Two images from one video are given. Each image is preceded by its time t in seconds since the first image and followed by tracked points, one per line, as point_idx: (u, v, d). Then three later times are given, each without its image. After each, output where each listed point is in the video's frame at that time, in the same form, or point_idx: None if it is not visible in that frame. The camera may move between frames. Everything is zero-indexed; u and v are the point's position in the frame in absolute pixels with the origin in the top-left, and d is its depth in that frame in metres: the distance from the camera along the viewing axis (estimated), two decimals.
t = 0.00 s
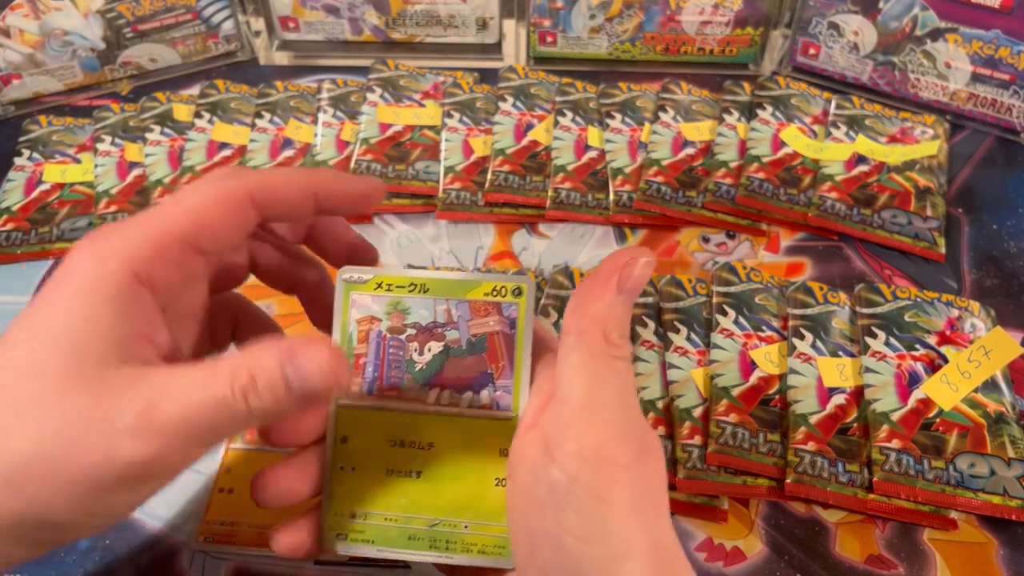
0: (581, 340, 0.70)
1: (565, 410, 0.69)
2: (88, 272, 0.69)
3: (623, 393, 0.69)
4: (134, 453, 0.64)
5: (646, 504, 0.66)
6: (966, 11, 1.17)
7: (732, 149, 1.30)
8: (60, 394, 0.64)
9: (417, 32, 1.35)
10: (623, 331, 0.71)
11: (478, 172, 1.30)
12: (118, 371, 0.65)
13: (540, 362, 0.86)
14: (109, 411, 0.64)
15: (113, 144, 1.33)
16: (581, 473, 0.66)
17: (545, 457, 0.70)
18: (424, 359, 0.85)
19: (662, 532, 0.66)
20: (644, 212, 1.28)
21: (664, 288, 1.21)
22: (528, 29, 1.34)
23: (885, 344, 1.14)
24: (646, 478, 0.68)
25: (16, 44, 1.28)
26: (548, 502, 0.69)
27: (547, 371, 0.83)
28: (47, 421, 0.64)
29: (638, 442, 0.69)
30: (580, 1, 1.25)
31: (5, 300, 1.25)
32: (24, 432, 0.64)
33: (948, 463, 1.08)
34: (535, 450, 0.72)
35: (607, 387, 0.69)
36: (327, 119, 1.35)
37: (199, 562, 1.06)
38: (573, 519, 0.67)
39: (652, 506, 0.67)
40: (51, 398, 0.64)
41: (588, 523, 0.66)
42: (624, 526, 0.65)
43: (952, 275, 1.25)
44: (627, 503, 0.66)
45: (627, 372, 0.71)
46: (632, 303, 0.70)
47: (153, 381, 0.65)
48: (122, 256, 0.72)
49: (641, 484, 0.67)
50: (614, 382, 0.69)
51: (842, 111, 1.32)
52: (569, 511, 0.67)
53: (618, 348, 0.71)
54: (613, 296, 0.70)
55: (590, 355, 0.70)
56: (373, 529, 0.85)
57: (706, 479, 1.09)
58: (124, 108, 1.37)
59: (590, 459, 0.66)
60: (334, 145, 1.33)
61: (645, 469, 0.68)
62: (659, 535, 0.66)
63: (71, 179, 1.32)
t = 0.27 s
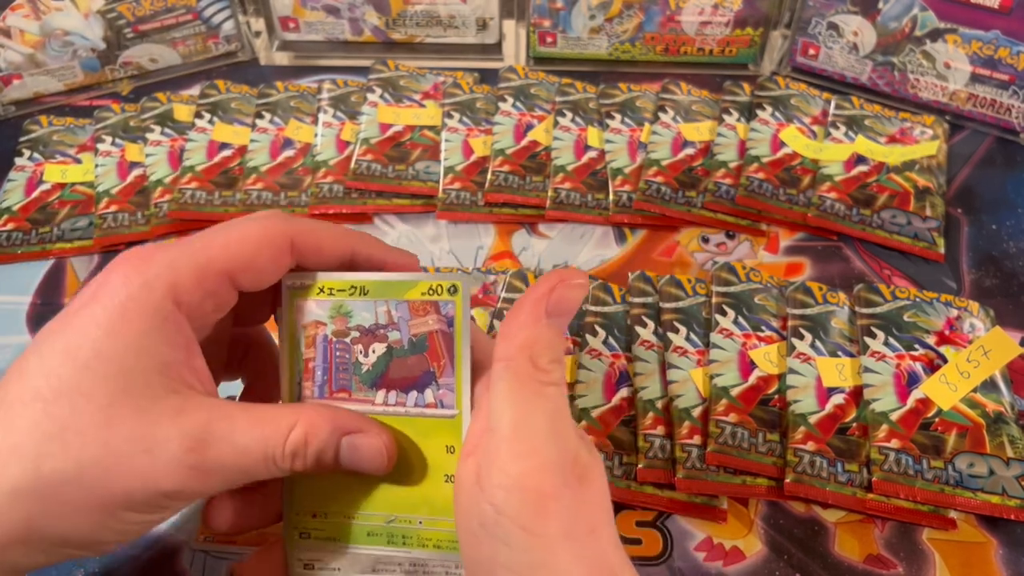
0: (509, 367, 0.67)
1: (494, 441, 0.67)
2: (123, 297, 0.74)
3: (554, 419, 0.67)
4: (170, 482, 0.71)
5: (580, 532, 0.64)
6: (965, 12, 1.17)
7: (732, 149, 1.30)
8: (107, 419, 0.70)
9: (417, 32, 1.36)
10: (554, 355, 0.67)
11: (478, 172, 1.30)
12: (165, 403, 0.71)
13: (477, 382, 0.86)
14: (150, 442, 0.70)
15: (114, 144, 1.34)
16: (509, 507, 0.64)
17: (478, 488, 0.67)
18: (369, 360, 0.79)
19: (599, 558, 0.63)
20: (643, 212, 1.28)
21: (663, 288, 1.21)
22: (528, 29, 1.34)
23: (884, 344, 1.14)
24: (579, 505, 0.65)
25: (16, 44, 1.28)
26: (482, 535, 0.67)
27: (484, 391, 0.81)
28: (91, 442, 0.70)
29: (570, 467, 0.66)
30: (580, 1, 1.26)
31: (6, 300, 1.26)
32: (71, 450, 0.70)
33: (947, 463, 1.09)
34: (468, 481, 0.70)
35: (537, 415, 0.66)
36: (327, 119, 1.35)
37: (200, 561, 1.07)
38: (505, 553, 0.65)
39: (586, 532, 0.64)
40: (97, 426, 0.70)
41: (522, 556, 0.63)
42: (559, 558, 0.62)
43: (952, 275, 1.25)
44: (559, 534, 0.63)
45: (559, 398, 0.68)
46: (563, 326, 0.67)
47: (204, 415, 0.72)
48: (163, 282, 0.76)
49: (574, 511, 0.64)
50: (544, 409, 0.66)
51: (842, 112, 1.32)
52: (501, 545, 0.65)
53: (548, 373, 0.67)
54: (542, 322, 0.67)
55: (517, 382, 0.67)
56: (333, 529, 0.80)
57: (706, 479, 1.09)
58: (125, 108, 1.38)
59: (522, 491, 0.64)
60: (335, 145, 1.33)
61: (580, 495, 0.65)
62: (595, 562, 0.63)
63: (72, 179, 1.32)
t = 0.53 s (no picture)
0: (475, 382, 0.71)
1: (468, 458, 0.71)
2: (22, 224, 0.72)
3: (523, 432, 0.70)
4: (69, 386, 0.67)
5: (554, 541, 0.65)
6: (965, 12, 1.17)
7: (732, 149, 1.30)
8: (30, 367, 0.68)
9: (417, 32, 1.36)
10: (518, 368, 0.71)
11: (478, 172, 1.30)
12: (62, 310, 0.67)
13: (450, 394, 0.88)
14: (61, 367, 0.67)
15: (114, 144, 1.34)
16: (482, 520, 0.67)
17: (457, 503, 0.71)
18: (210, 163, 0.71)
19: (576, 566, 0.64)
20: (643, 212, 1.28)
21: (663, 288, 1.21)
22: (528, 30, 1.34)
23: (884, 344, 1.14)
24: (552, 514, 0.66)
25: (17, 44, 1.30)
26: (462, 551, 0.70)
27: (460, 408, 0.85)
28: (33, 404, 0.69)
29: (541, 478, 0.68)
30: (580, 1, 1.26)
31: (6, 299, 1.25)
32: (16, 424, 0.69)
33: (947, 463, 1.09)
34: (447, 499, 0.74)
35: (506, 429, 0.70)
36: (327, 120, 1.35)
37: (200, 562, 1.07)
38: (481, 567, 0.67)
39: (561, 540, 0.65)
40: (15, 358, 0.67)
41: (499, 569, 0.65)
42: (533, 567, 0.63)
43: (952, 275, 1.25)
44: (532, 544, 0.64)
45: (525, 409, 0.71)
46: (526, 338, 0.71)
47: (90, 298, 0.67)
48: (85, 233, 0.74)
49: (547, 520, 0.66)
50: (514, 421, 0.70)
51: (842, 112, 1.32)
52: (477, 559, 0.68)
53: (513, 386, 0.71)
54: (504, 336, 0.70)
55: (484, 396, 0.71)
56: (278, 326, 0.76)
57: (706, 478, 1.09)
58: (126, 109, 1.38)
59: (494, 503, 0.66)
60: (335, 145, 1.33)
61: (553, 504, 0.67)
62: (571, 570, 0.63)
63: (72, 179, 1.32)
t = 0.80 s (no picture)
0: (529, 362, 0.71)
1: (521, 436, 0.71)
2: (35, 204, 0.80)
3: (576, 413, 0.71)
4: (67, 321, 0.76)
5: (608, 525, 0.67)
6: (964, 12, 1.17)
7: (732, 149, 1.30)
8: None
9: (417, 32, 1.36)
10: (572, 347, 0.72)
11: (478, 172, 1.30)
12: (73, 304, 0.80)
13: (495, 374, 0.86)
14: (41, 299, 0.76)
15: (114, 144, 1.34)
16: (538, 499, 0.68)
17: (506, 479, 0.72)
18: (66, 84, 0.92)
19: (627, 551, 0.67)
20: (643, 212, 1.28)
21: (663, 288, 1.21)
22: (528, 30, 1.34)
23: (884, 344, 1.14)
24: (604, 496, 0.68)
25: (17, 45, 1.29)
26: (510, 525, 0.71)
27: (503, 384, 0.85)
28: None
29: (594, 461, 0.70)
30: (580, 1, 1.26)
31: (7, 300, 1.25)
32: None
33: (947, 463, 1.09)
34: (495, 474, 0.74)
35: (559, 410, 0.70)
36: (327, 120, 1.35)
37: (200, 562, 1.07)
38: (534, 543, 0.68)
39: (614, 525, 0.67)
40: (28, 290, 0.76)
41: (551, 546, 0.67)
42: (586, 546, 0.66)
43: (951, 275, 1.25)
44: (586, 524, 0.67)
45: (578, 390, 0.72)
46: (580, 317, 0.71)
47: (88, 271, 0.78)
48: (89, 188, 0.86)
49: (600, 502, 0.68)
50: (568, 401, 0.71)
51: (841, 112, 1.32)
52: (529, 535, 0.69)
53: (568, 365, 0.72)
54: (560, 313, 0.70)
55: (539, 376, 0.71)
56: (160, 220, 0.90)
57: (705, 478, 1.09)
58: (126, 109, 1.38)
59: (550, 483, 0.68)
60: (335, 145, 1.33)
61: (605, 488, 0.69)
62: (623, 553, 0.66)
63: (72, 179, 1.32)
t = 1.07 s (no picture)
0: (555, 350, 0.65)
1: (543, 424, 0.65)
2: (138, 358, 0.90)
3: (601, 403, 0.65)
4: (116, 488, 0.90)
5: (629, 517, 0.62)
6: (964, 12, 1.17)
7: (732, 149, 1.30)
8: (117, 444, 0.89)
9: (417, 32, 1.36)
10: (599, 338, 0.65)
11: (478, 172, 1.30)
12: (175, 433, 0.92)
13: (516, 366, 0.80)
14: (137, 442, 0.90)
15: (114, 144, 1.34)
16: (559, 487, 0.62)
17: (525, 468, 0.66)
18: None
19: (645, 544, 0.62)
20: (644, 212, 1.28)
21: (663, 288, 1.21)
22: (528, 30, 1.34)
23: (884, 344, 1.14)
24: (627, 489, 0.63)
25: (17, 44, 1.29)
26: (524, 515, 0.65)
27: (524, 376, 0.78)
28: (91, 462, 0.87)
29: (617, 451, 0.64)
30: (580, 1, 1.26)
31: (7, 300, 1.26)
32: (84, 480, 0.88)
33: (947, 463, 1.09)
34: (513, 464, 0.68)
35: (585, 399, 0.64)
36: (327, 119, 1.35)
37: (200, 561, 1.07)
38: (550, 533, 0.62)
39: (633, 516, 0.62)
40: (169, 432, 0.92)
41: (570, 539, 0.61)
42: (609, 541, 0.60)
43: (951, 275, 1.25)
44: (608, 517, 0.61)
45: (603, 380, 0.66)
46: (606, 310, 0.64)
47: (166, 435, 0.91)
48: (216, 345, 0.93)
49: (622, 494, 0.62)
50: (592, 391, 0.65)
51: (842, 112, 1.32)
52: (547, 525, 0.63)
53: (593, 356, 0.65)
54: (587, 302, 0.63)
55: (563, 363, 0.65)
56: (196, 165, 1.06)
57: (705, 478, 1.09)
58: (126, 109, 1.38)
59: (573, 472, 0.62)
60: (334, 145, 1.33)
61: (626, 479, 0.64)
62: (642, 546, 0.61)
63: (72, 179, 1.32)
